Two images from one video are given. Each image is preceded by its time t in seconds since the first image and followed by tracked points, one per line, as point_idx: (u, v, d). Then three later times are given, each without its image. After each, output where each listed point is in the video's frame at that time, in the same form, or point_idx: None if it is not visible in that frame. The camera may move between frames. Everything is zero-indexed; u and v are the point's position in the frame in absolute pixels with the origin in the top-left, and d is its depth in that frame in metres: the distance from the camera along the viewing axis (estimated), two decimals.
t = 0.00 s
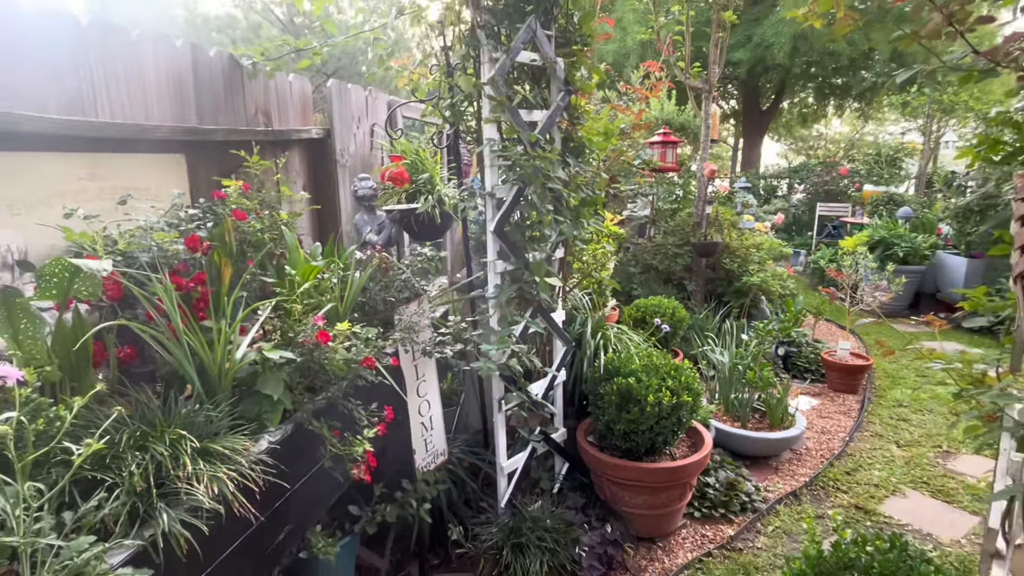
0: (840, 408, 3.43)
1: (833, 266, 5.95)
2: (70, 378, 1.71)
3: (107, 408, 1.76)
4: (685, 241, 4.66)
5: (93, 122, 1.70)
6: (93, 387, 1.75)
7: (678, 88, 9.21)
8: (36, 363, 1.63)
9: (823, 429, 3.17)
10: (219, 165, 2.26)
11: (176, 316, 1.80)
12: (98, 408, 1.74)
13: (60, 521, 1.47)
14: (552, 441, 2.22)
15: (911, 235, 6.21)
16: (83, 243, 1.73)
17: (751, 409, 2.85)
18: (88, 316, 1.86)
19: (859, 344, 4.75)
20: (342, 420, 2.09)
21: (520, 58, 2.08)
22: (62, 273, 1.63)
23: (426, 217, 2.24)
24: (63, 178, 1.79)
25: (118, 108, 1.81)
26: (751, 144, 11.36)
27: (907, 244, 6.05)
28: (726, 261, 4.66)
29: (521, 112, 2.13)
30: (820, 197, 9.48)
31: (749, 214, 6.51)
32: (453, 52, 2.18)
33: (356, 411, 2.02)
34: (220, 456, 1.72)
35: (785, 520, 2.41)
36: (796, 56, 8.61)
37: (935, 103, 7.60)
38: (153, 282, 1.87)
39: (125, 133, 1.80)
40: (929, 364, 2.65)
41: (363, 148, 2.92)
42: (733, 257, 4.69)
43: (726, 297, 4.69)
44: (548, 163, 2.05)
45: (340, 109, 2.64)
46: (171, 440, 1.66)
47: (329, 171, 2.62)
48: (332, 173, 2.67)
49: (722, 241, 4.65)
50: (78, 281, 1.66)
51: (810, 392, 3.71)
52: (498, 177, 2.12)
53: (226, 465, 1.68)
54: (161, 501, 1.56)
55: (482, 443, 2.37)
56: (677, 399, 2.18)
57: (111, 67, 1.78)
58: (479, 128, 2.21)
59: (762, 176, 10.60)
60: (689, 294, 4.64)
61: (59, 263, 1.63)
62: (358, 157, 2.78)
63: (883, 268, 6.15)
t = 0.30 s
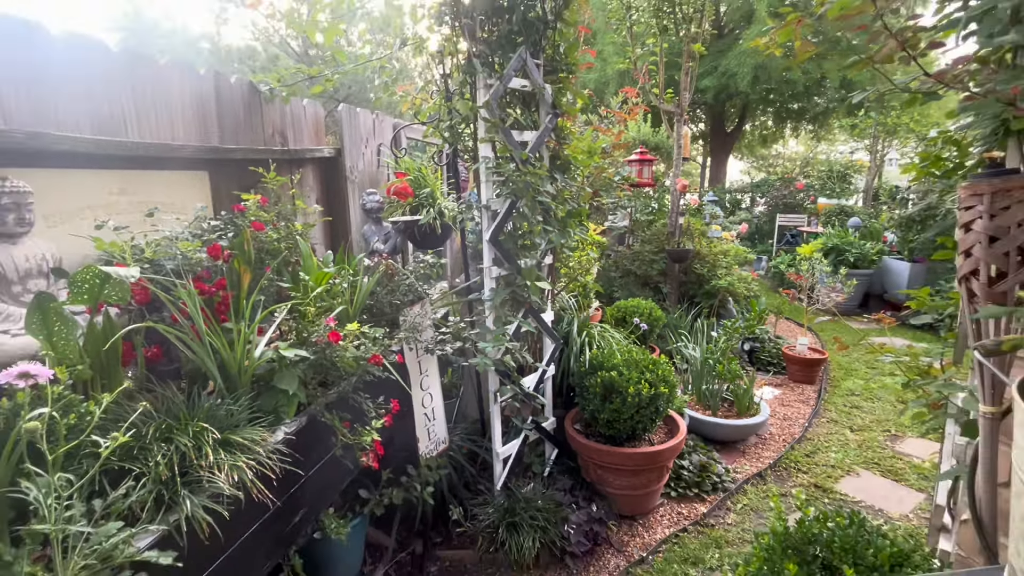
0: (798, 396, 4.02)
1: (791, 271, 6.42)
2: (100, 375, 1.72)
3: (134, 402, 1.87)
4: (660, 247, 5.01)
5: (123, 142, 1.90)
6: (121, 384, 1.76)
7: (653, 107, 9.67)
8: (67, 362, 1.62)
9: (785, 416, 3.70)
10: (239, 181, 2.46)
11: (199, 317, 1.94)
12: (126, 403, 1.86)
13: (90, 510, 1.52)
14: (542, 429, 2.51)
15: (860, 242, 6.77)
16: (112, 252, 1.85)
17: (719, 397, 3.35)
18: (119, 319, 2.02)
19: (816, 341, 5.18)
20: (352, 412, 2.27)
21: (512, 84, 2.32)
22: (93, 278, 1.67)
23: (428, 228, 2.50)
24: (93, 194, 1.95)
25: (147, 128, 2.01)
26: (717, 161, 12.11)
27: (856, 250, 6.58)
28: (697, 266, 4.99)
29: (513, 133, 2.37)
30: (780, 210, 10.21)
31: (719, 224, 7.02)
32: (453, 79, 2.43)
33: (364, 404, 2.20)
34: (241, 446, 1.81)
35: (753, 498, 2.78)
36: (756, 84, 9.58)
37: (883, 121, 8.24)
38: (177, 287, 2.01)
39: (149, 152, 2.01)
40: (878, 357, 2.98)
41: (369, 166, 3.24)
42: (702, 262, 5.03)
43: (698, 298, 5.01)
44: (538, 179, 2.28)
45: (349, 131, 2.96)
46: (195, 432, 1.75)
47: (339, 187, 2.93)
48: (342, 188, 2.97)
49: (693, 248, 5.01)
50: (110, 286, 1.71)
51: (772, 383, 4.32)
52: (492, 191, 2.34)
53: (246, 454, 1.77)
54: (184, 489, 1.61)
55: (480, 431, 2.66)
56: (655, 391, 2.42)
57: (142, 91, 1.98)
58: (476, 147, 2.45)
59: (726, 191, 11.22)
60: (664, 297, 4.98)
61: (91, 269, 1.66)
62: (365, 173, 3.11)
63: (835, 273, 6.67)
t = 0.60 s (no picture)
0: (767, 389, 4.49)
1: (760, 275, 6.79)
2: (123, 383, 1.50)
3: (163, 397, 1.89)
4: (642, 254, 5.32)
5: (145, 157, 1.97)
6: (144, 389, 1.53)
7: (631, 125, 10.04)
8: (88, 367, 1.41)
9: (755, 408, 4.14)
10: (255, 197, 2.61)
11: (217, 322, 1.70)
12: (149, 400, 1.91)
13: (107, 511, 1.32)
14: (534, 421, 2.80)
15: (821, 249, 7.23)
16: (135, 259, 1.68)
17: (695, 391, 3.76)
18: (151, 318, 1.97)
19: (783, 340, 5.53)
20: (361, 409, 2.18)
21: (506, 106, 2.54)
22: (115, 285, 1.43)
23: (431, 238, 2.77)
24: (118, 205, 1.93)
25: (167, 144, 2.12)
26: (692, 174, 12.60)
27: (817, 256, 7.02)
28: (675, 271, 5.30)
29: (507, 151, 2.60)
30: (748, 220, 10.61)
31: (693, 233, 7.43)
32: (452, 101, 2.66)
33: (371, 400, 2.13)
34: (254, 443, 1.57)
35: (728, 484, 3.13)
36: (724, 108, 10.06)
37: (842, 138, 8.79)
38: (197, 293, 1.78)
39: (174, 167, 2.07)
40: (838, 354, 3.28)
41: (376, 182, 3.53)
42: (680, 268, 5.33)
43: (676, 302, 5.32)
44: (530, 194, 2.50)
45: (356, 151, 3.24)
46: (212, 430, 1.51)
47: (349, 202, 3.20)
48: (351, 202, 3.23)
49: (671, 255, 5.30)
50: (131, 294, 1.47)
51: (745, 377, 4.79)
52: (489, 205, 2.54)
53: (262, 450, 1.55)
54: (201, 484, 1.40)
55: (477, 424, 2.95)
56: (637, 387, 2.75)
57: (163, 110, 2.11)
58: (473, 164, 2.67)
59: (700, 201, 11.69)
60: (644, 300, 5.27)
61: (112, 277, 1.43)
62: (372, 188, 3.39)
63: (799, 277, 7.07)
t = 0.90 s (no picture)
0: (764, 389, 4.49)
1: (756, 275, 6.80)
2: (110, 386, 1.47)
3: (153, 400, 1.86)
4: (638, 255, 5.32)
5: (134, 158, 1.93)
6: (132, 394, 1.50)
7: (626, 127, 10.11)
8: (73, 372, 1.38)
9: (752, 408, 4.13)
10: (248, 198, 2.58)
11: (207, 326, 1.66)
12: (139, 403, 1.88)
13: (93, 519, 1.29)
14: (531, 423, 2.79)
15: (817, 249, 7.25)
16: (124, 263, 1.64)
17: (693, 391, 3.76)
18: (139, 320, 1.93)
19: (779, 340, 5.53)
20: (355, 413, 2.14)
21: (501, 106, 2.53)
22: (102, 289, 1.40)
23: (427, 239, 2.77)
24: (107, 206, 1.90)
25: (157, 145, 2.09)
26: (688, 175, 12.65)
27: (814, 256, 7.03)
28: (672, 271, 5.30)
29: (502, 151, 2.59)
30: (745, 220, 10.66)
31: (689, 233, 7.44)
32: (446, 102, 2.65)
33: (366, 403, 2.08)
34: (244, 448, 1.54)
35: (726, 485, 3.12)
36: (722, 107, 10.06)
37: (837, 139, 8.82)
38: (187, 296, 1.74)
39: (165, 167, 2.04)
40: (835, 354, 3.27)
41: (371, 183, 3.51)
42: (677, 268, 5.33)
43: (673, 302, 5.32)
44: (526, 194, 2.48)
45: (350, 152, 3.21)
46: (202, 436, 1.48)
47: (342, 203, 3.18)
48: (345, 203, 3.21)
49: (667, 255, 5.31)
50: (118, 297, 1.44)
51: (742, 377, 4.78)
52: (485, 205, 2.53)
53: (253, 455, 1.52)
54: (191, 491, 1.37)
55: (473, 426, 2.93)
56: (635, 388, 2.74)
57: (153, 110, 2.08)
58: (468, 164, 2.65)
59: (696, 202, 11.73)
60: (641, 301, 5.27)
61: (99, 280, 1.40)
62: (367, 189, 3.37)
63: (795, 277, 7.08)
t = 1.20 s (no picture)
0: (761, 389, 4.50)
1: (752, 276, 6.82)
2: (102, 389, 1.46)
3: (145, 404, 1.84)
4: (635, 256, 5.33)
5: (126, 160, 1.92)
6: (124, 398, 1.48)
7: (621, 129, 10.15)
8: (64, 376, 1.37)
9: (749, 408, 4.14)
10: (243, 200, 2.57)
11: (200, 329, 1.63)
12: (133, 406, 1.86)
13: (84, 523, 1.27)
14: (527, 425, 2.80)
15: (812, 249, 7.28)
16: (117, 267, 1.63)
17: (689, 392, 3.77)
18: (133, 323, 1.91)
19: (775, 340, 5.55)
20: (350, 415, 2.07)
21: (496, 107, 2.53)
22: (93, 292, 1.38)
23: (423, 241, 2.81)
24: (101, 208, 1.89)
25: (150, 146, 2.08)
26: (684, 176, 12.69)
27: (809, 256, 7.06)
28: (668, 272, 5.31)
29: (497, 153, 2.58)
30: (741, 221, 10.70)
31: (685, 234, 7.47)
32: (442, 103, 2.65)
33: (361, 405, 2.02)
34: (237, 452, 1.52)
35: (723, 485, 3.13)
36: (717, 108, 10.09)
37: (832, 140, 8.85)
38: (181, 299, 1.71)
39: (159, 169, 2.03)
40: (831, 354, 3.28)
41: (367, 185, 3.52)
42: (673, 269, 5.35)
43: (669, 303, 5.33)
44: (521, 196, 2.47)
45: (345, 153, 3.22)
46: (194, 440, 1.46)
47: (338, 204, 3.18)
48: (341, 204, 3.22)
49: (663, 256, 5.32)
50: (110, 300, 1.42)
51: (739, 377, 4.80)
52: (480, 206, 2.52)
53: (246, 460, 1.49)
54: (183, 496, 1.36)
55: (470, 428, 2.94)
56: (631, 388, 2.76)
57: (146, 112, 2.06)
58: (464, 166, 2.65)
59: (692, 203, 11.77)
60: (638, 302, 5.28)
61: (89, 283, 1.39)
62: (362, 190, 3.39)
63: (791, 277, 7.11)
